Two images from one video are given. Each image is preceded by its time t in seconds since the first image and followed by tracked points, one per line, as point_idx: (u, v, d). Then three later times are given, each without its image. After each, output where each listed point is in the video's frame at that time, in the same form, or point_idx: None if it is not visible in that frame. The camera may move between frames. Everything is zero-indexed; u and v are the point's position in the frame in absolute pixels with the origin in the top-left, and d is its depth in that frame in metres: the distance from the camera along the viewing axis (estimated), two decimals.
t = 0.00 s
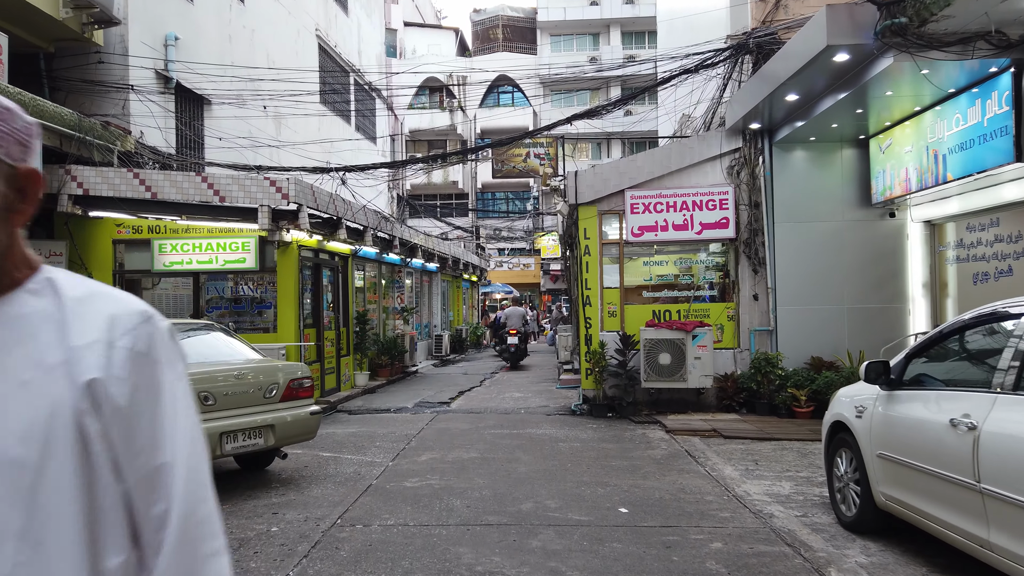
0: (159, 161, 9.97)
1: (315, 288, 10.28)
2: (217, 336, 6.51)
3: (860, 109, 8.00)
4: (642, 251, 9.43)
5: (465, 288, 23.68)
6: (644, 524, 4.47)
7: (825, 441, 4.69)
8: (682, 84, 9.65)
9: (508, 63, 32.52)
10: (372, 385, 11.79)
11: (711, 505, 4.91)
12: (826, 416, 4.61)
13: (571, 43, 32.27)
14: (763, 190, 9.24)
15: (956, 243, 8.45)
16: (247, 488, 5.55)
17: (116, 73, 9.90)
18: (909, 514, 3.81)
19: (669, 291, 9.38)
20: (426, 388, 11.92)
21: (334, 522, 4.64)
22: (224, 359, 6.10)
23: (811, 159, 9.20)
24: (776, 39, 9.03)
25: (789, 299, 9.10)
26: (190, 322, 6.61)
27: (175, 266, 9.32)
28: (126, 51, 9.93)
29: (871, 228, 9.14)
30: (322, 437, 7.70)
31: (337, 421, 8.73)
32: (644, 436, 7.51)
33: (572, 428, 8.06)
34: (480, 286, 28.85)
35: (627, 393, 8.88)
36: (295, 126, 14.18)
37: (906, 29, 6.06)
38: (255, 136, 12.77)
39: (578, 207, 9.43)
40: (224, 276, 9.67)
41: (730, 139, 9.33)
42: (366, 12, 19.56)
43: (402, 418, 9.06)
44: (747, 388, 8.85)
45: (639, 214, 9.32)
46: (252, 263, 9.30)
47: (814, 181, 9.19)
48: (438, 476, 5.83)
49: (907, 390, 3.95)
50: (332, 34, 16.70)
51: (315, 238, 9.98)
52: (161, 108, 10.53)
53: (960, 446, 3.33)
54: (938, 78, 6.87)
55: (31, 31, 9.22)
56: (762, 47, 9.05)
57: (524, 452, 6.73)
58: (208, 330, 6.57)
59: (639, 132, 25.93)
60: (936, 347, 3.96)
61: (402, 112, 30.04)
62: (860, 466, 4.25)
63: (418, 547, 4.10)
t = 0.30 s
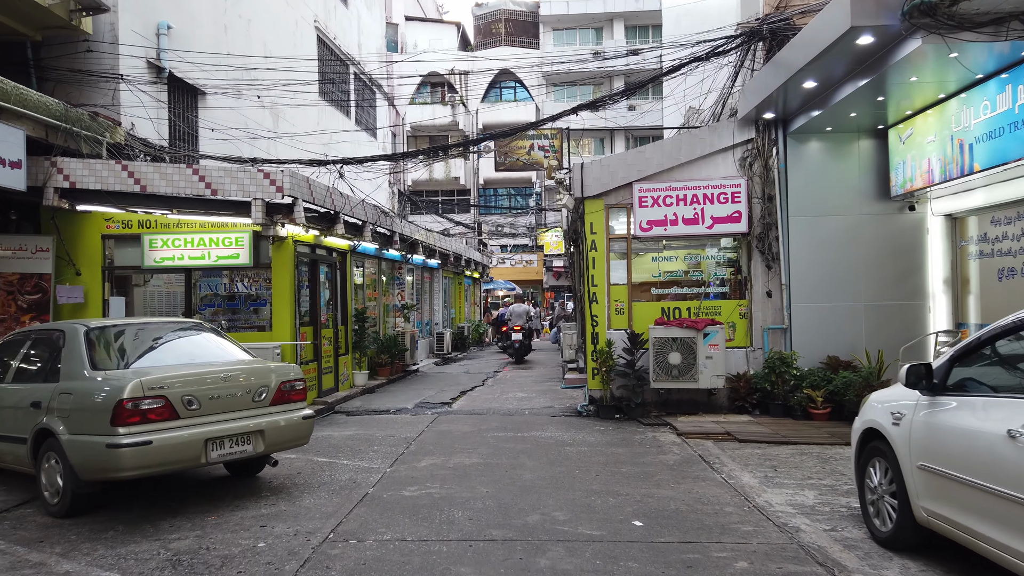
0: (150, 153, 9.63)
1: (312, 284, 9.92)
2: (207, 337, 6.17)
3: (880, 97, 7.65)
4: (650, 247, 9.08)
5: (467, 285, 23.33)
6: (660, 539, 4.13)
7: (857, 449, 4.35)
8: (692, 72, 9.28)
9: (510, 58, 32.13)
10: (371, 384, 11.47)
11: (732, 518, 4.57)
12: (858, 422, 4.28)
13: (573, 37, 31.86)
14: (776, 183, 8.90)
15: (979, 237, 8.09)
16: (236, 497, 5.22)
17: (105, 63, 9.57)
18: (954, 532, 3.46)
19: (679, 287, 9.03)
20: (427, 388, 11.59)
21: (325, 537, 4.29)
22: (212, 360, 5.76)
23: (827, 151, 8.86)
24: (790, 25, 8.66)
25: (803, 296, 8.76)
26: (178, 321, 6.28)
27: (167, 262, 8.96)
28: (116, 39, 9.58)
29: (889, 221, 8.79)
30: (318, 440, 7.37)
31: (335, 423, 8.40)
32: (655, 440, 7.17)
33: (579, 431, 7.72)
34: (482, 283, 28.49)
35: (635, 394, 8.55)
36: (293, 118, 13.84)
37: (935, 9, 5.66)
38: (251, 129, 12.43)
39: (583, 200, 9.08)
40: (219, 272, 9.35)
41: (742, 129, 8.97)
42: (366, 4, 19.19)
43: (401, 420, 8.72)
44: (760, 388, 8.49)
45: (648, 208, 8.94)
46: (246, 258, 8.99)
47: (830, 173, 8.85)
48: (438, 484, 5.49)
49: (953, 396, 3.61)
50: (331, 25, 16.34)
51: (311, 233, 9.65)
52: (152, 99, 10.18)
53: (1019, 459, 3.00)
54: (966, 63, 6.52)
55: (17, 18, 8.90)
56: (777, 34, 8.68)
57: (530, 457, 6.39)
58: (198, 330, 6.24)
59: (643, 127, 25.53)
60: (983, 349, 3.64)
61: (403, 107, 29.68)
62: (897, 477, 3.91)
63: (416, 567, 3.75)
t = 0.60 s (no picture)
0: (142, 147, 9.27)
1: (310, 283, 9.56)
2: (198, 340, 5.80)
3: (906, 86, 7.28)
4: (662, 244, 8.72)
5: (469, 284, 22.98)
6: (684, 563, 3.77)
7: (900, 462, 4.00)
8: (705, 62, 8.90)
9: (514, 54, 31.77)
10: (372, 386, 11.12)
11: (761, 536, 4.22)
12: (903, 433, 3.92)
13: (577, 33, 31.47)
14: (794, 177, 8.53)
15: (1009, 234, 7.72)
16: (226, 512, 4.87)
17: (97, 53, 9.23)
18: (1017, 560, 3.10)
19: (692, 286, 8.66)
20: (430, 390, 11.25)
21: (320, 559, 3.93)
22: (201, 364, 5.39)
23: (846, 143, 8.49)
24: (808, 11, 8.29)
25: (822, 295, 8.39)
26: (168, 323, 5.92)
27: (158, 260, 8.52)
28: (107, 29, 9.22)
29: (912, 217, 8.42)
30: (315, 447, 7.02)
31: (333, 428, 8.06)
32: (670, 447, 6.81)
33: (590, 437, 7.36)
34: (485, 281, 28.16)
35: (647, 398, 8.19)
36: (291, 113, 13.49)
37: None
38: (248, 123, 12.08)
39: (592, 195, 8.71)
40: (214, 271, 8.99)
41: (758, 121, 8.60)
42: None
43: (403, 425, 8.37)
44: (777, 391, 8.13)
45: (659, 203, 8.60)
46: (240, 256, 8.51)
47: (849, 167, 8.48)
48: (442, 496, 5.14)
49: (1014, 408, 3.24)
50: (332, 19, 15.98)
51: (308, 231, 9.30)
52: (145, 91, 9.83)
53: None
54: (999, 48, 6.14)
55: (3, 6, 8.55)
56: (794, 21, 8.31)
57: (539, 466, 6.04)
58: (188, 333, 5.87)
59: (648, 124, 25.15)
60: None
61: (405, 105, 29.33)
62: (947, 495, 3.55)
63: None
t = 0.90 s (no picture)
0: (141, 137, 8.95)
1: (314, 277, 9.21)
2: (197, 338, 5.45)
3: (941, 69, 6.91)
4: (681, 238, 8.36)
5: (477, 281, 22.64)
6: None
7: (960, 470, 3.65)
8: (726, 47, 8.52)
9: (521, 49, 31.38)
10: (378, 385, 10.77)
11: (803, 549, 3.86)
12: (964, 438, 3.58)
13: (585, 27, 31.06)
14: (819, 166, 8.15)
15: None
16: (222, 520, 4.53)
17: (94, 39, 8.90)
18: None
19: (712, 281, 8.30)
20: (438, 389, 10.90)
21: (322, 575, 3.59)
22: (197, 361, 5.05)
23: (874, 131, 8.11)
24: None
25: (849, 290, 8.02)
26: (164, 319, 5.58)
27: (156, 254, 8.28)
28: (105, 14, 8.90)
29: (944, 208, 8.03)
30: (319, 449, 6.68)
31: (338, 428, 7.72)
32: (693, 450, 6.46)
33: (607, 438, 7.01)
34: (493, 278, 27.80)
35: (666, 397, 7.84)
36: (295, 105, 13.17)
37: None
38: (251, 115, 11.76)
39: (608, 186, 8.34)
40: (215, 264, 8.64)
41: (782, 108, 8.22)
42: None
43: (411, 425, 8.03)
44: (803, 391, 7.76)
45: (678, 194, 8.24)
46: (242, 249, 8.25)
47: (878, 156, 8.10)
48: (454, 503, 4.79)
49: None
50: (337, 10, 15.63)
51: (312, 223, 8.95)
52: (144, 79, 9.51)
53: None
54: None
55: None
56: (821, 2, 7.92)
57: (556, 470, 5.68)
58: (186, 330, 5.54)
59: (658, 118, 24.74)
60: None
61: (411, 100, 28.99)
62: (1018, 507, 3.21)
63: None
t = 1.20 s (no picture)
0: (133, 129, 8.58)
1: (313, 275, 8.84)
2: (188, 343, 5.10)
3: (976, 54, 6.52)
4: (696, 233, 7.98)
5: (482, 277, 22.27)
6: None
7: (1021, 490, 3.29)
8: (744, 32, 8.13)
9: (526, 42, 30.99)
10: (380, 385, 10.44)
11: None
12: None
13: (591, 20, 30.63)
14: (842, 158, 7.76)
15: None
16: (209, 538, 4.19)
17: (85, 27, 8.58)
18: None
19: (728, 279, 7.93)
20: (441, 389, 10.55)
21: None
22: (184, 367, 4.70)
23: (899, 121, 7.73)
24: None
25: (873, 288, 7.64)
26: (154, 321, 5.23)
27: (149, 250, 7.87)
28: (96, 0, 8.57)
29: (973, 202, 7.63)
30: (316, 456, 6.35)
31: (338, 433, 7.38)
32: (712, 458, 6.10)
33: (621, 444, 6.66)
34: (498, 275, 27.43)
35: (681, 401, 7.47)
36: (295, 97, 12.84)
37: None
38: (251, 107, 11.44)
39: (620, 179, 7.98)
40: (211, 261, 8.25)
41: (803, 97, 7.83)
42: None
43: (414, 429, 7.69)
44: (825, 394, 7.39)
45: (693, 187, 7.88)
46: (238, 245, 7.88)
47: (903, 147, 7.72)
48: (459, 519, 4.44)
49: None
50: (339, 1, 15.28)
51: (310, 218, 8.60)
52: (138, 68, 9.15)
53: None
54: None
55: None
56: None
57: (568, 481, 5.33)
58: (178, 334, 5.19)
59: (666, 112, 24.32)
60: None
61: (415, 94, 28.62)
62: None
63: None
